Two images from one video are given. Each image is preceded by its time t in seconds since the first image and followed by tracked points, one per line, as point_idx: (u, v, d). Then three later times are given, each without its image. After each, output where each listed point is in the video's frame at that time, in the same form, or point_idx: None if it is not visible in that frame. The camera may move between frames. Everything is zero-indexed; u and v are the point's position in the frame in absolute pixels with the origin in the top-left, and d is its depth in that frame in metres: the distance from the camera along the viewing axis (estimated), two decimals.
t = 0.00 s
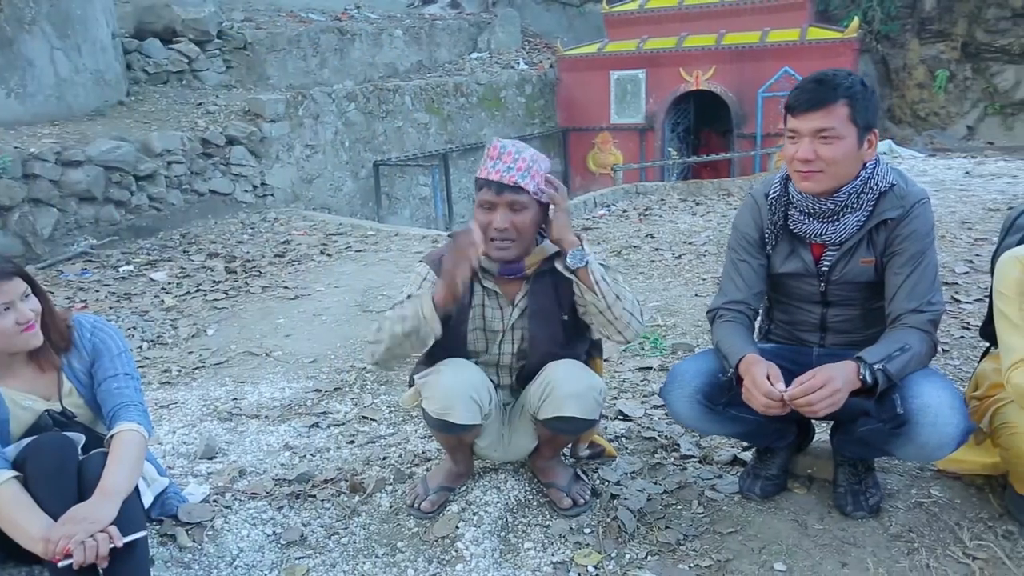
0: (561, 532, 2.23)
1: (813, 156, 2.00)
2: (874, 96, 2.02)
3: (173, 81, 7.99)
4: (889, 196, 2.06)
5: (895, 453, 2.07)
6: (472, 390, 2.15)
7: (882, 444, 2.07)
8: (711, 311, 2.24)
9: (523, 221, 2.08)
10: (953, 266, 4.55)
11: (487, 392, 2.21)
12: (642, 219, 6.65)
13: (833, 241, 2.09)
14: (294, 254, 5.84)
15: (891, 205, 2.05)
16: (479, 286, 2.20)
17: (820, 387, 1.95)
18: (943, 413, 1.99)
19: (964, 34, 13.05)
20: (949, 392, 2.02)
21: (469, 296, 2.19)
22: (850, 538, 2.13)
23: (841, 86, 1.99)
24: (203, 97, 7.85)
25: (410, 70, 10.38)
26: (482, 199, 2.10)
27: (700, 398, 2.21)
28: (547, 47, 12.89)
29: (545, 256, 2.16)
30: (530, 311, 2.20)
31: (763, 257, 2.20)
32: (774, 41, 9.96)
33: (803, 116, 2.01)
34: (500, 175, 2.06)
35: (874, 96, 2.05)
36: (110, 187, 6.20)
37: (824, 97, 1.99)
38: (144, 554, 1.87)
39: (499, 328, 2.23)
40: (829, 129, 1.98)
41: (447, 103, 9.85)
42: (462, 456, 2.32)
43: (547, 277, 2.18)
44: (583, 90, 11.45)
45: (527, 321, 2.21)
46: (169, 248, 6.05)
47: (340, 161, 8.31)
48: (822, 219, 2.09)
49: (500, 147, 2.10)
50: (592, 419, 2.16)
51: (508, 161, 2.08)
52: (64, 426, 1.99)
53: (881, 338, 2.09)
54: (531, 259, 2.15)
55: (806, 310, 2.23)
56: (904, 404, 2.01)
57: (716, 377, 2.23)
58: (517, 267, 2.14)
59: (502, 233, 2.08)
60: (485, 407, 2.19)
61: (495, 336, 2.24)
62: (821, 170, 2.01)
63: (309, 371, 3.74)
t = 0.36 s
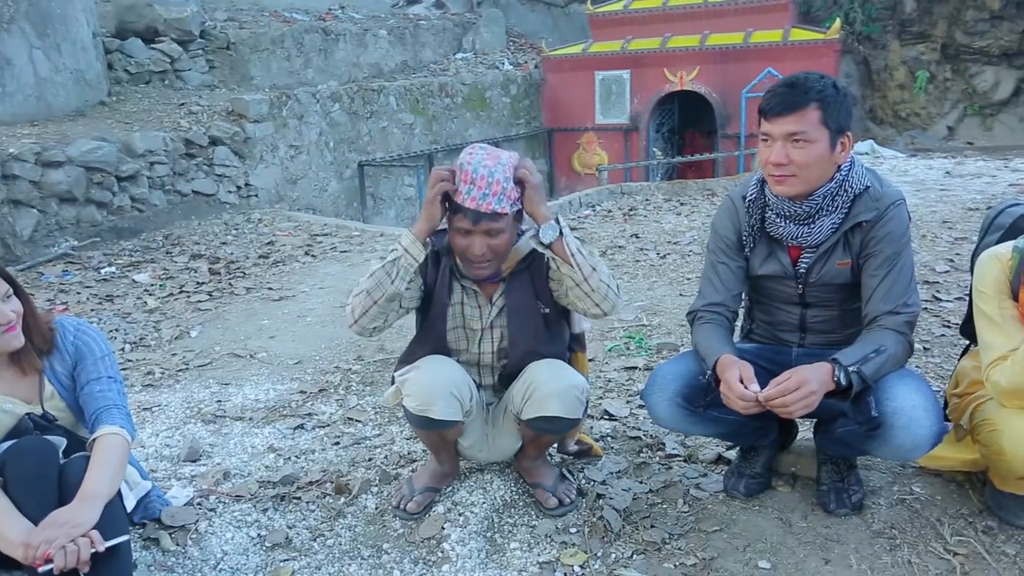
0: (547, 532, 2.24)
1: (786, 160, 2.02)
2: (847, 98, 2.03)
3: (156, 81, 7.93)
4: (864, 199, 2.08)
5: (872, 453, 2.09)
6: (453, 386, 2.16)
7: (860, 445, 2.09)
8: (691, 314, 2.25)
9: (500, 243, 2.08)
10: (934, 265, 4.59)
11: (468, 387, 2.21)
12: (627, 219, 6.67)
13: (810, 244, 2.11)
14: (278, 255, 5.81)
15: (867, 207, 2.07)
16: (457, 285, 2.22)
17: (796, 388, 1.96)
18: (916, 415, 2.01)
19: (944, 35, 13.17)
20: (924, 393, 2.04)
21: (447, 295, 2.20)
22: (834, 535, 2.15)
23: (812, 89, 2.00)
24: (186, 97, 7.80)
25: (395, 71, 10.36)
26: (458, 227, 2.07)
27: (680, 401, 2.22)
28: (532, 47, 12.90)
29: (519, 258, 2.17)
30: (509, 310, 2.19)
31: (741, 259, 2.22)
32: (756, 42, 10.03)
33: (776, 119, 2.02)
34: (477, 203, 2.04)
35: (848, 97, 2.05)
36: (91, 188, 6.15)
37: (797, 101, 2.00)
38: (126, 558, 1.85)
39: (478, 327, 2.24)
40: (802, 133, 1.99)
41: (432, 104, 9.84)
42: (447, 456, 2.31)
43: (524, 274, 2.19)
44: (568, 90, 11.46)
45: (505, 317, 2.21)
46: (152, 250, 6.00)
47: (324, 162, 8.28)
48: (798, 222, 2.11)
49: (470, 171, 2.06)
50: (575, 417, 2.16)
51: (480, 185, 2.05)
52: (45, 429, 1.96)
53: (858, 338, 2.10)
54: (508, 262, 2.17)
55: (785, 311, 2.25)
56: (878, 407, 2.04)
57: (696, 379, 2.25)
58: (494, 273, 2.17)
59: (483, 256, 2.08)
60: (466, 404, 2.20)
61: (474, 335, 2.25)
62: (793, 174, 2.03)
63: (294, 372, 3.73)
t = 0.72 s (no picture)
0: (538, 531, 2.24)
1: (775, 163, 2.03)
2: (835, 100, 2.04)
3: (145, 82, 7.90)
4: (852, 199, 2.09)
5: (861, 453, 2.10)
6: (443, 377, 2.20)
7: (850, 445, 2.10)
8: (681, 315, 2.26)
9: (490, 239, 2.05)
10: (922, 264, 4.61)
11: (457, 379, 2.24)
12: (618, 219, 6.67)
13: (798, 245, 2.12)
14: (269, 256, 5.80)
15: (854, 208, 2.08)
16: (444, 287, 2.21)
17: (790, 395, 1.96)
18: (904, 416, 2.02)
19: (932, 36, 13.24)
20: (912, 394, 2.06)
21: (436, 295, 2.21)
22: (824, 533, 2.16)
23: (800, 91, 2.00)
24: (175, 97, 7.76)
25: (385, 71, 10.34)
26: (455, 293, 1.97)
27: (670, 403, 2.23)
28: (523, 47, 12.90)
29: (502, 260, 2.14)
30: (495, 311, 2.19)
31: (731, 261, 2.22)
32: (746, 42, 10.06)
33: (765, 122, 2.02)
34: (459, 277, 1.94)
35: (835, 99, 2.06)
36: (80, 188, 6.12)
37: (785, 103, 2.00)
38: (116, 560, 1.85)
39: (460, 328, 2.24)
40: (790, 135, 2.00)
41: (423, 104, 9.83)
42: (438, 457, 2.29)
43: (505, 275, 2.17)
44: (558, 90, 11.47)
45: (492, 318, 2.21)
46: (141, 251, 5.97)
47: (315, 162, 8.25)
48: (787, 223, 2.11)
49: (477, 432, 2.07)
50: (565, 415, 2.16)
51: (463, 191, 1.97)
52: (34, 431, 1.95)
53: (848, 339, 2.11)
54: (489, 266, 2.14)
55: (775, 311, 2.26)
56: (869, 408, 2.05)
57: (686, 381, 2.25)
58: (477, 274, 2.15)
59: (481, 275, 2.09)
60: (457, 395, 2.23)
61: (459, 337, 2.25)
62: (782, 176, 2.04)
63: (284, 373, 3.72)
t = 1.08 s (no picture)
0: (533, 531, 2.24)
1: (775, 164, 2.02)
2: (831, 100, 2.05)
3: (137, 81, 7.86)
4: (847, 200, 2.10)
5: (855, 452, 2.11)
6: (431, 378, 2.21)
7: (844, 444, 2.11)
8: (675, 314, 2.27)
9: (481, 243, 2.04)
10: (915, 264, 4.63)
11: (448, 380, 2.25)
12: (612, 219, 6.68)
13: (793, 245, 2.13)
14: (262, 256, 5.78)
15: (849, 208, 2.09)
16: (435, 290, 2.21)
17: (783, 397, 1.96)
18: (899, 415, 2.03)
19: (924, 36, 13.29)
20: (905, 393, 2.06)
21: (425, 301, 2.21)
22: (817, 532, 2.16)
23: (800, 92, 2.01)
24: (167, 97, 7.73)
25: (379, 71, 10.33)
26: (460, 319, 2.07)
27: (664, 403, 2.24)
28: (516, 47, 12.90)
29: (495, 264, 2.13)
30: (489, 317, 2.18)
31: (725, 261, 2.23)
32: (739, 42, 10.09)
33: (764, 123, 2.02)
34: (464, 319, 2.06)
35: (830, 100, 2.06)
36: (72, 188, 6.11)
37: (784, 105, 2.00)
38: (108, 561, 1.85)
39: (452, 333, 2.24)
40: (790, 137, 2.00)
41: (416, 104, 9.82)
42: (431, 459, 2.29)
43: (499, 280, 2.16)
44: (552, 90, 11.47)
45: (486, 324, 2.21)
46: (134, 251, 5.95)
47: (308, 162, 8.23)
48: (782, 223, 2.12)
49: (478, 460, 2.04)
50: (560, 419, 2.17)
51: (451, 193, 1.98)
52: (25, 432, 1.94)
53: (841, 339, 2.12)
54: (480, 269, 2.13)
55: (769, 310, 2.27)
56: (864, 408, 2.05)
57: (680, 381, 2.25)
58: (468, 278, 2.14)
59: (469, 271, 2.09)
60: (446, 396, 2.24)
61: (450, 342, 2.25)
62: (782, 177, 2.04)
63: (278, 373, 3.71)
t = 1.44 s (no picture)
0: (523, 531, 2.24)
1: (799, 162, 2.02)
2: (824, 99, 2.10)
3: (125, 81, 7.82)
4: (837, 197, 2.11)
5: (846, 448, 2.11)
6: (420, 380, 2.20)
7: (834, 440, 2.12)
8: (666, 312, 2.27)
9: (469, 241, 2.03)
10: (902, 263, 4.65)
11: (437, 382, 2.25)
12: (602, 219, 6.69)
13: (786, 243, 2.13)
14: (252, 257, 5.76)
15: (839, 206, 2.10)
16: (425, 293, 2.21)
17: (769, 385, 1.98)
18: (888, 410, 2.04)
19: (911, 37, 13.37)
20: (894, 388, 2.08)
21: (416, 303, 2.21)
22: (806, 530, 2.17)
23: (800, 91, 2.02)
24: (156, 97, 7.69)
25: (369, 71, 10.32)
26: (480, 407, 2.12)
27: (655, 401, 2.24)
28: (506, 47, 12.90)
29: (486, 266, 2.13)
30: (480, 321, 2.18)
31: (716, 260, 2.23)
32: (729, 43, 10.13)
33: (783, 123, 2.00)
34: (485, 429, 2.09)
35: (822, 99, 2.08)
36: (59, 189, 6.07)
37: (799, 103, 2.01)
38: (95, 563, 1.84)
39: (442, 336, 2.23)
40: (808, 134, 2.02)
41: (406, 104, 9.80)
42: (421, 460, 2.28)
43: (490, 283, 2.16)
44: (542, 90, 11.47)
45: (476, 328, 2.21)
46: (122, 252, 5.92)
47: (298, 163, 8.21)
48: (775, 222, 2.13)
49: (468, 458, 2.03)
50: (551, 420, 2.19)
51: (441, 189, 1.99)
52: (11, 436, 1.95)
53: (830, 336, 2.13)
54: (471, 271, 2.13)
55: (759, 308, 2.27)
56: (853, 402, 2.07)
57: (671, 378, 2.26)
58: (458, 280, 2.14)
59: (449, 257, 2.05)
60: (435, 398, 2.24)
61: (441, 345, 2.25)
62: (804, 174, 2.04)
63: (267, 374, 3.70)
